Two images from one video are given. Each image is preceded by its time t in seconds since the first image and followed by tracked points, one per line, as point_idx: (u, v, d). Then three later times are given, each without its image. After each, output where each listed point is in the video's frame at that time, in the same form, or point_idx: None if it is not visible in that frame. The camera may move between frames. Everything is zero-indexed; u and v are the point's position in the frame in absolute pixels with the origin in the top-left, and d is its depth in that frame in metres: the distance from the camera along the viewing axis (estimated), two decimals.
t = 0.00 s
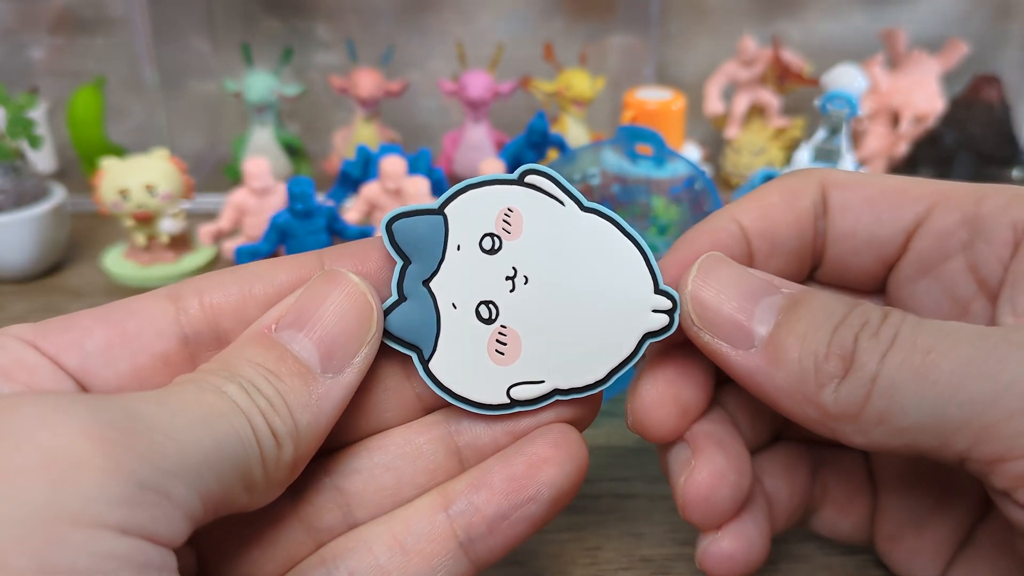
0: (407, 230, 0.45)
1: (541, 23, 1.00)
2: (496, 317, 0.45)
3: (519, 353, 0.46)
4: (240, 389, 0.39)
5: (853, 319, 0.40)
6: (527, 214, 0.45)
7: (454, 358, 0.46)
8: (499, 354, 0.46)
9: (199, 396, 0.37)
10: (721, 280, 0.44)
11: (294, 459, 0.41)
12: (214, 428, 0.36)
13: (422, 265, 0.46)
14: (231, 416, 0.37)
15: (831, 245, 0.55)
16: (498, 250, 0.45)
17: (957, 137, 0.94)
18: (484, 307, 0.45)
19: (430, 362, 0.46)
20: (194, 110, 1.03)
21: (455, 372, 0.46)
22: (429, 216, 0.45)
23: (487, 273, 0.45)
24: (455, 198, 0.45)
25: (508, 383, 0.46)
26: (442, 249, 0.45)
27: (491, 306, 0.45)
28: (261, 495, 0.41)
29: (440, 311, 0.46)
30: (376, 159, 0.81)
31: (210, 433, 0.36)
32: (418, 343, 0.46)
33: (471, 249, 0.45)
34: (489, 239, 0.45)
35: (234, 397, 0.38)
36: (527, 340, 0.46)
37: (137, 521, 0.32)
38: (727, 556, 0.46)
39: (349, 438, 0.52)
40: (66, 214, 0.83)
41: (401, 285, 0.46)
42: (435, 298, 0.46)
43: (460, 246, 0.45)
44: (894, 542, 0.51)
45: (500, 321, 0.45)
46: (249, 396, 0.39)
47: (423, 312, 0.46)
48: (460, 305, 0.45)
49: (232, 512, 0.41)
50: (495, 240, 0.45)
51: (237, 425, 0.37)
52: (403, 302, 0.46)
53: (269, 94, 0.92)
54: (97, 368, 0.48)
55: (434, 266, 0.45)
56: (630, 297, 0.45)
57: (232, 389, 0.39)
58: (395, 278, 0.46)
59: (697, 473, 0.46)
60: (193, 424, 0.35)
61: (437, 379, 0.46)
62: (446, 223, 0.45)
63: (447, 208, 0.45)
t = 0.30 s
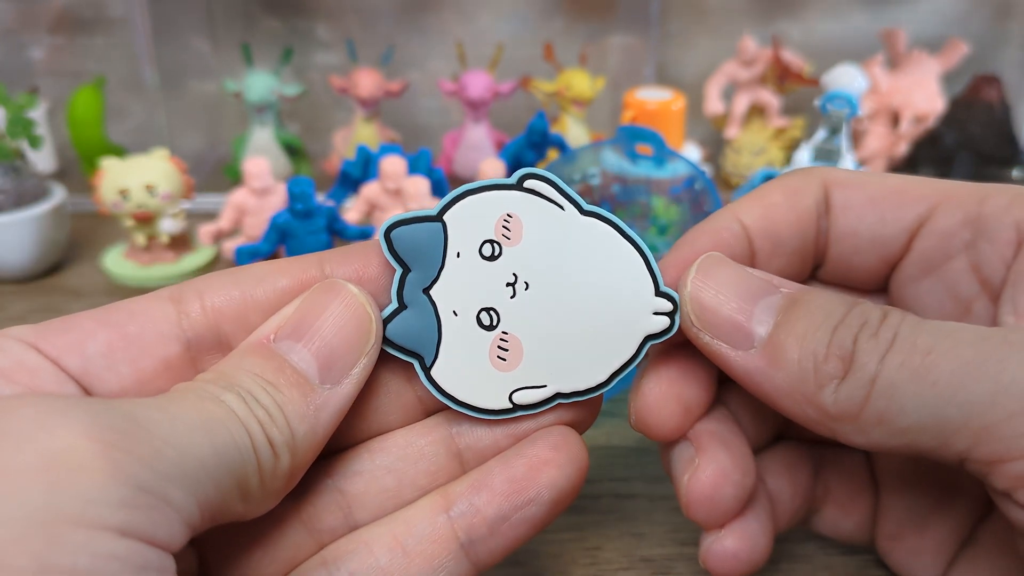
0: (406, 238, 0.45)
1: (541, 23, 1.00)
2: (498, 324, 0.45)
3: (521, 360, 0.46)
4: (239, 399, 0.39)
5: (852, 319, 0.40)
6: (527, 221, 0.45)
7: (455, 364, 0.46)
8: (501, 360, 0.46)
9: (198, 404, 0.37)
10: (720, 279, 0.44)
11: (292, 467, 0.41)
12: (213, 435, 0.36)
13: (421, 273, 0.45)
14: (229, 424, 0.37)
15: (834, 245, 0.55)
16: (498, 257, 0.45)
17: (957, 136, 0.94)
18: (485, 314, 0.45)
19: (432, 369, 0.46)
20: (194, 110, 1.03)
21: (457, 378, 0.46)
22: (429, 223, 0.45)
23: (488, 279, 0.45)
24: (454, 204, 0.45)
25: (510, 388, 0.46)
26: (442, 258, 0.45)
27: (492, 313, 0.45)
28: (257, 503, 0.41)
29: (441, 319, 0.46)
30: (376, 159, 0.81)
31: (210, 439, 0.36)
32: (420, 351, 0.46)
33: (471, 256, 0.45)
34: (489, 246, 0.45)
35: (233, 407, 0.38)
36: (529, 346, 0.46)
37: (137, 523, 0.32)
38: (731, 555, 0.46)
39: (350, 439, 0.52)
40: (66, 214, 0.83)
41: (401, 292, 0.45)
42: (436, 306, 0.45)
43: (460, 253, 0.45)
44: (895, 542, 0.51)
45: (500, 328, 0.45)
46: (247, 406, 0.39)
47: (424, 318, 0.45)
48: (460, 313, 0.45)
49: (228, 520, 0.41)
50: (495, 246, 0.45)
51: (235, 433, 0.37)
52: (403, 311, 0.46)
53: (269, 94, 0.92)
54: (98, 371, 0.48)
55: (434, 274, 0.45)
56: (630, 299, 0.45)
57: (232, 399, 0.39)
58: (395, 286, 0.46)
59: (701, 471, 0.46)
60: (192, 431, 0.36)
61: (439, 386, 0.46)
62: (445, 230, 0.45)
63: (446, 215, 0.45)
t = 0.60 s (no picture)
0: (407, 238, 0.45)
1: (541, 23, 1.00)
2: (499, 323, 0.45)
3: (523, 359, 0.46)
4: (238, 401, 0.39)
5: (852, 317, 0.40)
6: (528, 220, 0.45)
7: (457, 363, 0.46)
8: (502, 360, 0.46)
9: (198, 405, 0.37)
10: (720, 278, 0.44)
11: (290, 470, 0.41)
12: (212, 436, 0.36)
13: (423, 273, 0.45)
14: (229, 426, 0.37)
15: (836, 244, 0.55)
16: (499, 256, 0.45)
17: (957, 137, 0.94)
18: (487, 314, 0.45)
19: (433, 369, 0.46)
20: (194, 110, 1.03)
21: (459, 378, 0.46)
22: (429, 223, 0.45)
23: (489, 279, 0.45)
24: (455, 204, 0.45)
25: (511, 388, 0.46)
26: (443, 257, 0.45)
27: (494, 313, 0.45)
28: (254, 506, 0.41)
29: (442, 318, 0.45)
30: (376, 159, 0.81)
31: (210, 441, 0.36)
32: (421, 350, 0.46)
33: (472, 256, 0.45)
34: (489, 245, 0.45)
35: (232, 409, 0.38)
36: (530, 345, 0.46)
37: (135, 524, 0.32)
38: (734, 553, 0.46)
39: (351, 439, 0.52)
40: (66, 214, 0.83)
41: (401, 292, 0.45)
42: (437, 305, 0.45)
43: (461, 253, 0.45)
44: (896, 542, 0.51)
45: (502, 327, 0.45)
46: (247, 409, 0.39)
47: (426, 318, 0.45)
48: (462, 313, 0.45)
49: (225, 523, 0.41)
50: (496, 246, 0.45)
51: (234, 436, 0.37)
52: (404, 310, 0.45)
53: (269, 94, 0.92)
54: (98, 371, 0.48)
55: (435, 274, 0.45)
56: (630, 298, 0.45)
57: (231, 402, 0.39)
58: (396, 285, 0.45)
59: (705, 469, 0.46)
60: (192, 432, 0.36)
61: (441, 385, 0.46)
62: (446, 229, 0.45)
63: (447, 215, 0.45)
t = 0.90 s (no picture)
0: (410, 240, 0.44)
1: (541, 23, 1.00)
2: (502, 325, 0.45)
3: (526, 360, 0.46)
4: (240, 404, 0.39)
5: (852, 317, 0.40)
6: (531, 220, 0.45)
7: (460, 365, 0.46)
8: (505, 361, 0.46)
9: (200, 408, 0.37)
10: (722, 278, 0.44)
11: (291, 472, 0.41)
12: (213, 437, 0.36)
13: (426, 275, 0.45)
14: (230, 428, 0.37)
15: (838, 243, 0.55)
16: (501, 258, 0.45)
17: (957, 137, 0.94)
18: (490, 315, 0.45)
19: (435, 370, 0.46)
20: (194, 110, 1.03)
21: (462, 379, 0.46)
22: (431, 224, 0.45)
23: (492, 280, 0.45)
24: (457, 205, 0.44)
25: (514, 389, 0.46)
26: (446, 258, 0.45)
27: (497, 314, 0.45)
28: (255, 508, 0.41)
29: (445, 319, 0.45)
30: (376, 159, 0.81)
31: (211, 442, 0.36)
32: (424, 352, 0.46)
33: (475, 257, 0.45)
34: (492, 247, 0.45)
35: (233, 411, 0.38)
36: (532, 346, 0.46)
37: (135, 524, 0.32)
38: (736, 551, 0.46)
39: (351, 440, 0.52)
40: (66, 214, 0.83)
41: (405, 294, 0.45)
42: (440, 307, 0.45)
43: (463, 254, 0.45)
44: (896, 541, 0.51)
45: (505, 328, 0.45)
46: (249, 411, 0.39)
47: (428, 320, 0.45)
48: (465, 314, 0.45)
49: (225, 525, 0.41)
50: (499, 247, 0.45)
51: (236, 439, 0.37)
52: (407, 312, 0.45)
53: (269, 94, 0.92)
54: (99, 372, 0.48)
55: (438, 275, 0.45)
56: (631, 299, 0.45)
57: (232, 404, 0.39)
58: (399, 286, 0.45)
59: (707, 467, 0.46)
60: (193, 434, 0.36)
61: (444, 387, 0.46)
62: (449, 231, 0.45)
63: (449, 216, 0.45)
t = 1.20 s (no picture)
0: (411, 241, 0.44)
1: (541, 23, 1.00)
2: (502, 326, 0.45)
3: (526, 361, 0.46)
4: (240, 405, 0.39)
5: (852, 318, 0.40)
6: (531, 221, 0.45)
7: (461, 366, 0.46)
8: (506, 362, 0.46)
9: (200, 409, 0.37)
10: (722, 279, 0.44)
11: (291, 472, 0.41)
12: (213, 438, 0.36)
13: (427, 276, 0.45)
14: (230, 429, 0.37)
15: (838, 243, 0.55)
16: (502, 259, 0.45)
17: (957, 137, 0.94)
18: (491, 316, 0.45)
19: (436, 371, 0.46)
20: (194, 110, 1.03)
21: (462, 381, 0.46)
22: (432, 225, 0.44)
23: (493, 281, 0.45)
24: (459, 205, 0.44)
25: (514, 390, 0.46)
26: (447, 259, 0.45)
27: (498, 315, 0.45)
28: (256, 508, 0.41)
29: (445, 320, 0.45)
30: (376, 159, 0.81)
31: (211, 443, 0.36)
32: (424, 353, 0.46)
33: (476, 258, 0.45)
34: (493, 248, 0.45)
35: (234, 412, 0.38)
36: (533, 347, 0.46)
37: (135, 525, 0.32)
38: (736, 550, 0.46)
39: (351, 440, 0.52)
40: (66, 214, 0.83)
41: (405, 296, 0.45)
42: (441, 308, 0.45)
43: (464, 255, 0.45)
44: (896, 541, 0.51)
45: (506, 329, 0.45)
46: (249, 412, 0.39)
47: (429, 321, 0.45)
48: (465, 315, 0.45)
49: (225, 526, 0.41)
50: (500, 248, 0.45)
51: (236, 440, 0.37)
52: (407, 313, 0.45)
53: (269, 94, 0.92)
54: (99, 373, 0.48)
55: (438, 276, 0.45)
56: (630, 299, 0.45)
57: (232, 405, 0.39)
58: (400, 287, 0.45)
59: (708, 466, 0.46)
60: (194, 435, 0.36)
61: (444, 388, 0.46)
62: (450, 232, 0.44)
63: (450, 217, 0.45)
